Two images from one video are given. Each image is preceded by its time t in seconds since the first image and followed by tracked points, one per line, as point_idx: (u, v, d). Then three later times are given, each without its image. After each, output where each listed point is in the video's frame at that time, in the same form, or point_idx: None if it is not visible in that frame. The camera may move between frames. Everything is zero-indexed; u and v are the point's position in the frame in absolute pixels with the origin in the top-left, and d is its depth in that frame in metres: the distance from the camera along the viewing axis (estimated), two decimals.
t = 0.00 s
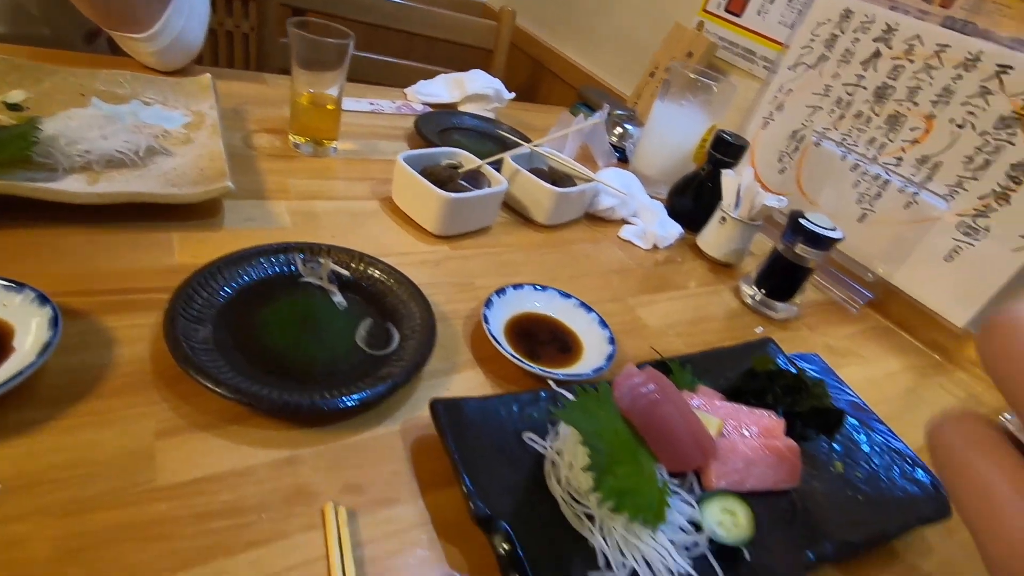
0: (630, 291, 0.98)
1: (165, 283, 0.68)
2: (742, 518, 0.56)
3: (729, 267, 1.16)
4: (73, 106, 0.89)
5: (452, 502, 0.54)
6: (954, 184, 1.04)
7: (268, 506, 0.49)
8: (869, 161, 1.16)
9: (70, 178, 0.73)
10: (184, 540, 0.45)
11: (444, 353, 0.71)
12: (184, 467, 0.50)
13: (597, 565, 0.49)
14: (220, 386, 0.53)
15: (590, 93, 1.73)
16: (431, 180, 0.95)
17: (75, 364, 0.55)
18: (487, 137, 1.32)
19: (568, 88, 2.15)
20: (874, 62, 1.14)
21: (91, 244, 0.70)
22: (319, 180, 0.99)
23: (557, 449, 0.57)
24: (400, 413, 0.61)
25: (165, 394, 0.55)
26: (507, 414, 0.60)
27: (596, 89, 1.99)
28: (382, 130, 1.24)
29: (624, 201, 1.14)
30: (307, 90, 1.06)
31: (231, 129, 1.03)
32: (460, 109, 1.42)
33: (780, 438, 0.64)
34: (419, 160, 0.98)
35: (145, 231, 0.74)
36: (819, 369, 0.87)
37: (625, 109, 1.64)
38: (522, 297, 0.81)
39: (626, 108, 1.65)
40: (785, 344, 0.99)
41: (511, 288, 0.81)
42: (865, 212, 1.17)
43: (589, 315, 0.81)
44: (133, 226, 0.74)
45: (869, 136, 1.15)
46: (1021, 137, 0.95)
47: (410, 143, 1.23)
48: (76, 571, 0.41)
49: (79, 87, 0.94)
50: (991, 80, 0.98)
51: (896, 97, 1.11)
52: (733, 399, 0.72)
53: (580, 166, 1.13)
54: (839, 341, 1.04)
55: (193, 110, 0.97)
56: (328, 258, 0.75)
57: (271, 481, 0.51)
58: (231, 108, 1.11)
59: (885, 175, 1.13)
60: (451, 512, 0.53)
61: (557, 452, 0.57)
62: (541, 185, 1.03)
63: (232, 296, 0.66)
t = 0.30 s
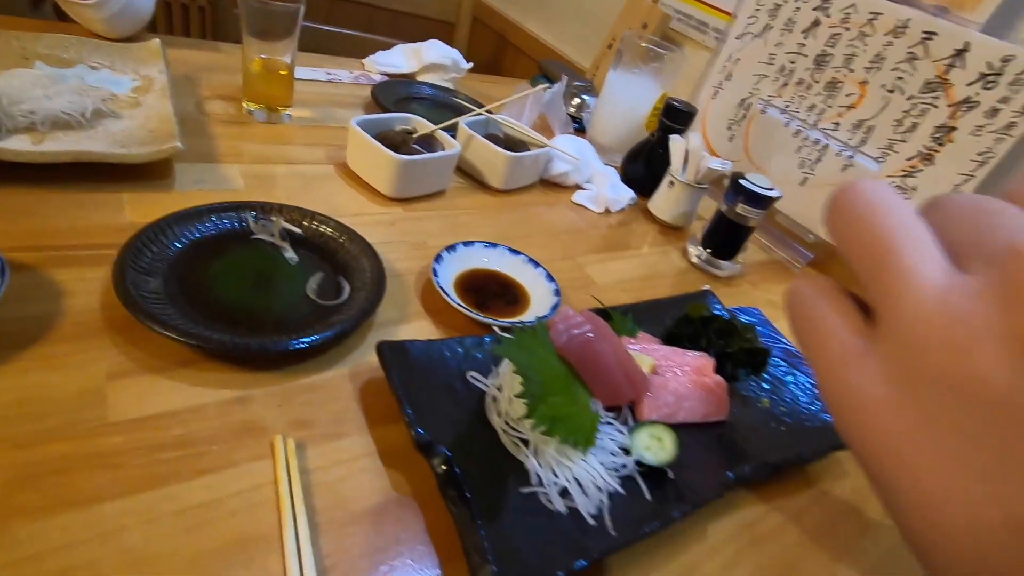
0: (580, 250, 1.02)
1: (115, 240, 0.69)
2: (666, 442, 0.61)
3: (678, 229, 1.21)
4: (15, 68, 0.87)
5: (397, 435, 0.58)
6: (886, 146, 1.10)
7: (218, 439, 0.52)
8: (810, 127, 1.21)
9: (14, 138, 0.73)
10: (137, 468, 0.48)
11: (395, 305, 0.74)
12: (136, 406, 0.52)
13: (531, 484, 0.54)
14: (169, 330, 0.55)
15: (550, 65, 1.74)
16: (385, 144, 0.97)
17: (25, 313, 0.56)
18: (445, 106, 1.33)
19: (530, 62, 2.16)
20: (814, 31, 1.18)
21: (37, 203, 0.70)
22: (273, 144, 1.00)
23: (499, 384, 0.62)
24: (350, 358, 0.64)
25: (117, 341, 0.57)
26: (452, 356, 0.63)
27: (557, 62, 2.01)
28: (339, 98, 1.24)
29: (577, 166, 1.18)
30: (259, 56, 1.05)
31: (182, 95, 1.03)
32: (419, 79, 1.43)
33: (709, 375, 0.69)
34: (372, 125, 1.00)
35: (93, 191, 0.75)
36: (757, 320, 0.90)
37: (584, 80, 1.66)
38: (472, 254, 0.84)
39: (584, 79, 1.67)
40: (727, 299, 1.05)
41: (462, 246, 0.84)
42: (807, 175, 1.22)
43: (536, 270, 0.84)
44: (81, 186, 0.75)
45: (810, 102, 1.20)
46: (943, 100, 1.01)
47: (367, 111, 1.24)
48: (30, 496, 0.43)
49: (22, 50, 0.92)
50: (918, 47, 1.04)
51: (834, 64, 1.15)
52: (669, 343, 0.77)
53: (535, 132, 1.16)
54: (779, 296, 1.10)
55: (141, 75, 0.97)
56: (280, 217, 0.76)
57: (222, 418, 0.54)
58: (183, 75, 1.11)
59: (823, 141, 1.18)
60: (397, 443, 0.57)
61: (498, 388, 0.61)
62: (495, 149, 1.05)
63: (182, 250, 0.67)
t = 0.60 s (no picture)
0: (540, 216, 1.02)
1: (57, 200, 0.67)
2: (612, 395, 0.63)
3: (640, 198, 1.22)
4: None
5: (345, 390, 0.58)
6: (841, 115, 1.12)
7: (163, 393, 0.52)
8: (770, 96, 1.22)
9: None
10: (76, 422, 0.48)
11: (348, 267, 0.74)
12: (77, 362, 0.52)
13: (475, 434, 0.55)
14: (107, 286, 0.54)
15: (517, 34, 1.71)
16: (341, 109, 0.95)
17: None
18: (408, 73, 1.32)
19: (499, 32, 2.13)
20: None
21: None
22: (226, 108, 0.98)
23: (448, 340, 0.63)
24: (300, 318, 0.65)
25: (57, 299, 0.56)
26: (402, 314, 0.64)
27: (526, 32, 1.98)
28: (297, 63, 1.22)
29: (540, 134, 1.18)
30: (210, 18, 1.02)
31: (131, 58, 0.99)
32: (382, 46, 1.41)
33: (657, 332, 0.71)
34: (329, 89, 0.98)
35: (34, 152, 0.73)
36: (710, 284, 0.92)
37: (551, 50, 1.65)
38: (428, 219, 0.84)
39: (552, 49, 1.66)
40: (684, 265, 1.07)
41: (418, 210, 0.84)
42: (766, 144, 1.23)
43: (493, 234, 0.85)
44: (21, 147, 0.73)
45: (770, 72, 1.21)
46: (894, 68, 1.03)
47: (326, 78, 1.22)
48: None
49: None
50: (872, 15, 1.05)
51: (793, 33, 1.16)
52: (621, 303, 0.79)
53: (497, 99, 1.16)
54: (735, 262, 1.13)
55: (86, 35, 0.93)
56: (230, 178, 0.76)
57: (167, 373, 0.54)
58: (132, 37, 1.07)
59: (782, 110, 1.19)
60: (345, 398, 0.58)
61: (446, 344, 0.63)
62: (454, 116, 1.05)
63: (125, 210, 0.66)
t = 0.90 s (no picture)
0: (514, 203, 1.03)
1: (23, 186, 0.67)
2: (580, 378, 0.65)
3: (614, 185, 1.24)
4: None
5: (317, 375, 0.59)
6: (809, 105, 1.14)
7: (135, 379, 0.53)
8: (742, 85, 1.24)
9: None
10: (47, 406, 0.48)
11: (321, 253, 0.75)
12: (46, 348, 0.52)
13: (444, 416, 0.57)
14: (74, 271, 0.54)
15: (494, 19, 1.70)
16: (315, 94, 0.95)
17: None
18: (383, 58, 1.31)
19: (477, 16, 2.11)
20: None
21: None
22: (197, 92, 0.96)
23: (420, 326, 0.64)
24: (273, 303, 0.65)
25: (25, 286, 0.56)
26: (374, 300, 0.65)
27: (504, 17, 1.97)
28: (270, 46, 1.20)
29: (515, 121, 1.19)
30: None
31: (97, 39, 0.98)
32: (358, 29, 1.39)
33: (625, 318, 0.73)
34: (302, 74, 0.97)
35: None
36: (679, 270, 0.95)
37: (528, 35, 1.65)
38: (402, 206, 0.85)
39: (529, 35, 1.66)
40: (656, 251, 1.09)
41: (392, 197, 0.85)
42: (738, 133, 1.25)
43: (467, 221, 0.86)
44: None
45: (742, 61, 1.23)
46: (860, 60, 1.05)
47: (300, 61, 1.20)
48: None
49: None
50: (839, 7, 1.07)
51: (764, 22, 1.18)
52: (592, 289, 0.81)
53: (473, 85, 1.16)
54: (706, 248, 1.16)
55: (49, 14, 0.91)
56: (200, 164, 0.75)
57: (138, 359, 0.54)
58: (97, 17, 1.05)
59: (754, 99, 1.21)
60: (317, 382, 0.59)
61: (418, 330, 0.64)
62: (430, 102, 1.05)
63: (92, 196, 0.66)
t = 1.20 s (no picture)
0: (490, 198, 1.04)
1: None
2: (550, 372, 0.67)
3: (589, 180, 1.26)
4: None
5: (291, 367, 0.60)
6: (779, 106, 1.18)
7: (106, 372, 0.53)
8: (715, 86, 1.26)
9: None
10: (17, 399, 0.48)
11: (296, 246, 0.75)
12: (15, 340, 0.52)
13: (417, 409, 0.59)
14: (42, 262, 0.53)
15: (474, 10, 1.69)
16: (289, 84, 0.94)
17: None
18: (361, 48, 1.30)
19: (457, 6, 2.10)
20: None
21: None
22: (168, 79, 0.95)
23: (395, 320, 0.66)
24: (247, 296, 0.66)
25: None
26: (349, 295, 0.66)
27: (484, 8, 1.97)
28: (244, 33, 1.18)
29: (493, 115, 1.19)
30: None
31: (64, 21, 0.95)
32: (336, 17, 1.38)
33: (596, 313, 0.75)
34: (277, 63, 0.97)
35: None
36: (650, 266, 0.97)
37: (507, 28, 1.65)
38: (378, 199, 0.85)
39: (508, 27, 1.66)
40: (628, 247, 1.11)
41: (368, 190, 0.85)
42: (711, 133, 1.27)
43: (442, 216, 0.87)
44: None
45: (716, 61, 1.25)
46: (827, 64, 1.09)
47: (275, 49, 1.19)
48: None
49: None
50: (809, 12, 1.10)
51: (738, 24, 1.20)
52: (564, 285, 0.83)
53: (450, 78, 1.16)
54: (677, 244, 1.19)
55: None
56: (173, 155, 0.74)
57: (110, 351, 0.55)
58: None
59: (726, 99, 1.24)
60: (291, 375, 0.59)
61: (392, 325, 0.65)
62: (407, 95, 1.05)
63: (61, 185, 0.65)
